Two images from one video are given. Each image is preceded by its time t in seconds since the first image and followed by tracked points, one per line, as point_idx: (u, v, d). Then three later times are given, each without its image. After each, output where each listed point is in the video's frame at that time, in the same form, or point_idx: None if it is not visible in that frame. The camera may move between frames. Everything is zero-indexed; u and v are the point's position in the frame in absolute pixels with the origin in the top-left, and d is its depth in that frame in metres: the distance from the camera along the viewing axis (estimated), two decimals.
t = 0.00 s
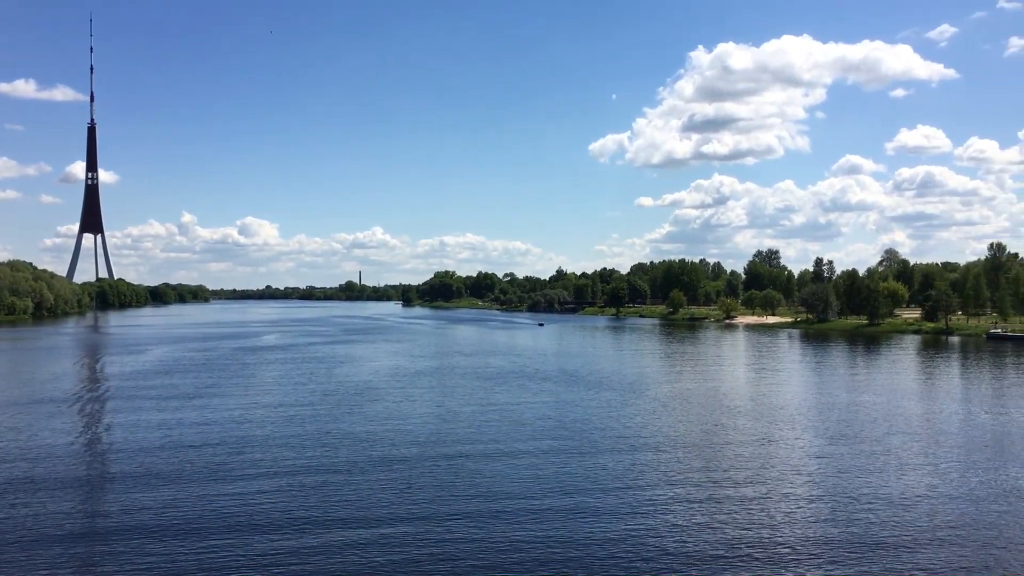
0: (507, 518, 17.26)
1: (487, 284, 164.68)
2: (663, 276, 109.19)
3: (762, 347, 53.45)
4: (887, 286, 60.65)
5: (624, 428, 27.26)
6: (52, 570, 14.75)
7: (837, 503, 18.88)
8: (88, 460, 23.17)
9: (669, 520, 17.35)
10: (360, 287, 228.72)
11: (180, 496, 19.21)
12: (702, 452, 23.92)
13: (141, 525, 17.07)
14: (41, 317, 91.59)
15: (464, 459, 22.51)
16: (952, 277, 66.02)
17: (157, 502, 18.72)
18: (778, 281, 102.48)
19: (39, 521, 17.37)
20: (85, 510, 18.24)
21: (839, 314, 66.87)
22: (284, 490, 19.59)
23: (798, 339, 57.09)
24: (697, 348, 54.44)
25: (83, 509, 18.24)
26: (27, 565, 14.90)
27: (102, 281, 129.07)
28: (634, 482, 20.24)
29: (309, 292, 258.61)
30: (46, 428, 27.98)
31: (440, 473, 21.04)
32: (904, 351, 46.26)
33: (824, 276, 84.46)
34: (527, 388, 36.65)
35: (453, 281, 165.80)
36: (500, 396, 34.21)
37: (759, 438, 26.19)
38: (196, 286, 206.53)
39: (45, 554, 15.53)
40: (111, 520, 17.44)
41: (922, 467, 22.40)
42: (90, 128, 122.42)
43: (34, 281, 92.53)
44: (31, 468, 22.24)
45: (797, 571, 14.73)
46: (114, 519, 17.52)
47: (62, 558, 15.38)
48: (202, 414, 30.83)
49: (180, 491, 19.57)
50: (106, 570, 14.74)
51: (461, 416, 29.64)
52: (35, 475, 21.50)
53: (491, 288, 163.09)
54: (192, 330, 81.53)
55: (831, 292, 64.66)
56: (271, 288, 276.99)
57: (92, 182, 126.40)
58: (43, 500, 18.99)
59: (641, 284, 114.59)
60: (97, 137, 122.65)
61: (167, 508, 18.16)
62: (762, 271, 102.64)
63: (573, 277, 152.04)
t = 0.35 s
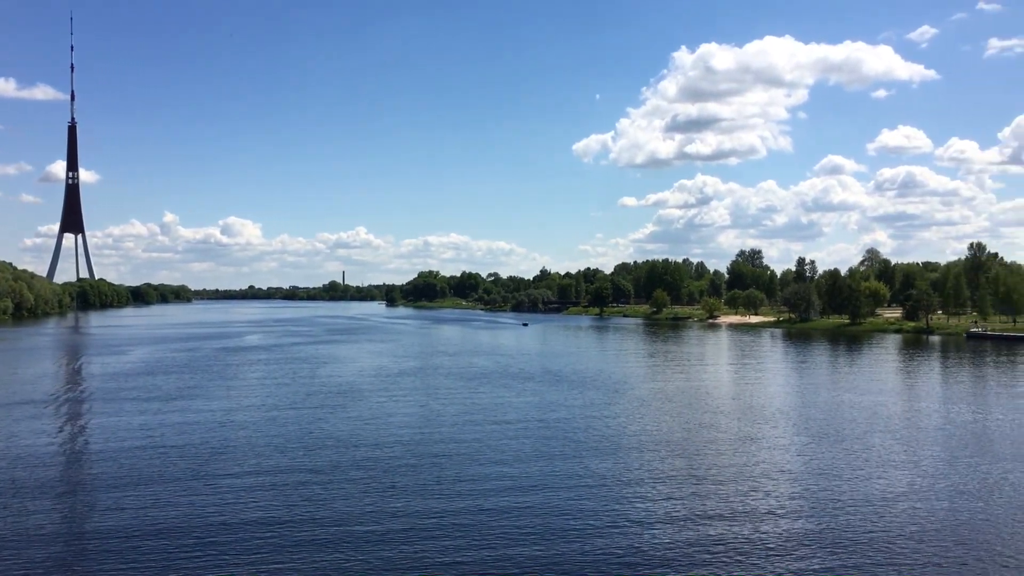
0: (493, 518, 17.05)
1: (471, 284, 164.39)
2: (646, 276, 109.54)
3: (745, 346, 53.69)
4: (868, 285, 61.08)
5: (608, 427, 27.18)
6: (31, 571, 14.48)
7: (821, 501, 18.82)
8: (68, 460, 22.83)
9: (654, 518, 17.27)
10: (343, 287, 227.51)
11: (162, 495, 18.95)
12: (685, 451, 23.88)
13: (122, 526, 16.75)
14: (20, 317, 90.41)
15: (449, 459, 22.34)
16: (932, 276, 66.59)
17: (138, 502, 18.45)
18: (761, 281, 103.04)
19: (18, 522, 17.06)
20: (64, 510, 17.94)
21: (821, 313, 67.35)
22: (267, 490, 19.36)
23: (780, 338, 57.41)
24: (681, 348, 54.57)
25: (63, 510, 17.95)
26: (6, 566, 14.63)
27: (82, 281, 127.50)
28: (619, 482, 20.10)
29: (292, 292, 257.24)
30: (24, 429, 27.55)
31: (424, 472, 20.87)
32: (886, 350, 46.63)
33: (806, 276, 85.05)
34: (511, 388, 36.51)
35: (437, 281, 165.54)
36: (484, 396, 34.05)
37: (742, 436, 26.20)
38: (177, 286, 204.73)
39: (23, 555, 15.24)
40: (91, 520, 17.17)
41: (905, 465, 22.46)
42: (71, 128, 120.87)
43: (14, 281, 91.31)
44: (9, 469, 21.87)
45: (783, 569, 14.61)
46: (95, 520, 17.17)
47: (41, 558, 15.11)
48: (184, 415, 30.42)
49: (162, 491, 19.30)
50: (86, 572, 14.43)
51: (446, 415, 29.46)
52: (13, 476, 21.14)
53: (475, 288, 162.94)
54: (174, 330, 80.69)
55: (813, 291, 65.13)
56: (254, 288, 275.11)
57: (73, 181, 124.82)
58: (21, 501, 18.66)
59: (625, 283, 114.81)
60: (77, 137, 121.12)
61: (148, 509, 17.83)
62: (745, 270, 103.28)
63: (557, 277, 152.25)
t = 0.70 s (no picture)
0: (477, 517, 16.90)
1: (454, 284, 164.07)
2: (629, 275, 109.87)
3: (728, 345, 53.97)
4: (848, 284, 61.58)
5: (591, 426, 27.20)
6: (9, 572, 14.22)
7: (800, 499, 18.89)
8: (48, 461, 22.50)
9: (638, 516, 17.19)
10: (326, 287, 226.18)
11: (143, 495, 18.68)
12: (668, 450, 23.84)
13: (103, 526, 16.49)
14: None
15: (432, 458, 22.18)
16: (911, 276, 67.24)
17: (119, 502, 18.18)
18: (743, 281, 103.61)
19: None
20: (44, 510, 17.67)
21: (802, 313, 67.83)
22: (249, 489, 19.13)
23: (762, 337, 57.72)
24: (664, 347, 54.71)
25: (41, 510, 17.66)
26: None
27: (62, 281, 125.88)
28: (601, 480, 20.04)
29: (275, 292, 255.64)
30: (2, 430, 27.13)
31: (407, 471, 20.69)
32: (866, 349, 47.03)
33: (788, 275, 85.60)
34: (494, 388, 36.38)
35: (420, 281, 165.16)
36: (467, 396, 33.91)
37: (724, 435, 26.26)
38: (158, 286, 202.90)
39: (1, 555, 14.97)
40: (71, 520, 16.91)
41: (882, 462, 22.66)
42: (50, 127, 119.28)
43: None
44: None
45: (764, 567, 14.59)
46: (75, 520, 16.91)
47: (19, 558, 14.85)
48: (166, 414, 30.07)
49: (143, 491, 19.04)
50: (66, 572, 14.17)
51: (429, 415, 29.28)
52: None
53: (458, 288, 162.73)
54: (155, 330, 79.96)
55: (794, 291, 65.59)
56: (236, 288, 272.32)
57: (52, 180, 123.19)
58: None
59: (608, 283, 115.11)
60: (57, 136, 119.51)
61: (130, 510, 17.55)
62: (727, 270, 103.85)
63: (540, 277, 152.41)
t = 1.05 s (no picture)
0: (462, 516, 16.69)
1: (437, 283, 163.58)
2: (612, 275, 110.06)
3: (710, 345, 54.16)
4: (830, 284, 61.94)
5: (574, 426, 27.10)
6: None
7: (783, 498, 18.85)
8: (26, 461, 22.13)
9: (621, 514, 17.09)
10: (308, 287, 224.75)
11: (123, 495, 18.42)
12: (652, 449, 23.74)
13: (83, 527, 16.18)
14: None
15: (415, 457, 22.01)
16: (892, 276, 67.76)
17: (99, 502, 17.92)
18: (725, 281, 104.06)
19: None
20: (22, 511, 17.36)
21: (784, 312, 68.24)
22: (231, 489, 18.88)
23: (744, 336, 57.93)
24: (647, 347, 54.79)
25: (19, 511, 17.36)
26: None
27: (40, 281, 124.10)
28: (584, 479, 19.95)
29: (257, 292, 253.76)
30: None
31: (390, 471, 20.48)
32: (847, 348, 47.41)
33: (770, 275, 86.08)
34: (477, 387, 36.19)
35: (403, 281, 164.61)
36: (450, 395, 33.71)
37: (707, 434, 26.24)
38: (138, 286, 200.68)
39: None
40: (49, 521, 16.61)
41: (863, 461, 22.72)
42: (29, 125, 117.56)
43: None
44: None
45: (748, 566, 14.48)
46: (55, 520, 16.63)
47: None
48: (147, 415, 29.67)
49: (124, 491, 18.78)
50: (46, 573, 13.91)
51: (412, 414, 29.07)
52: None
53: (441, 287, 162.38)
54: (136, 330, 79.04)
55: (776, 290, 65.98)
56: (217, 287, 269.90)
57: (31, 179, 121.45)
58: None
59: (591, 283, 115.41)
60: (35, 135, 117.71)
61: (111, 510, 17.24)
62: (709, 270, 104.33)
63: (524, 276, 152.30)
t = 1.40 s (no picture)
0: (447, 514, 16.68)
1: (423, 283, 163.20)
2: (598, 275, 110.21)
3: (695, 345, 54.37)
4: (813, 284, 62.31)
5: (560, 425, 27.01)
6: None
7: (768, 497, 18.77)
8: (7, 461, 21.88)
9: (607, 512, 17.10)
10: (293, 287, 223.46)
11: (107, 495, 18.27)
12: (637, 449, 23.72)
13: (65, 528, 15.96)
14: None
15: (401, 456, 21.92)
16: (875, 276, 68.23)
17: (82, 501, 17.75)
18: (710, 281, 104.52)
19: None
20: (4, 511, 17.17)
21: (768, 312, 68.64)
22: (215, 488, 18.76)
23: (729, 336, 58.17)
24: (633, 346, 54.88)
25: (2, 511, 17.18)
26: None
27: (22, 281, 122.58)
28: (570, 478, 19.92)
29: (241, 292, 251.99)
30: None
31: (376, 469, 20.39)
32: (830, 348, 47.76)
33: (755, 275, 86.52)
34: (463, 387, 36.06)
35: (388, 280, 164.03)
36: (435, 395, 33.56)
37: (692, 433, 26.27)
38: (120, 286, 198.66)
39: None
40: (32, 521, 16.43)
41: (846, 460, 22.77)
42: (11, 123, 116.12)
43: None
44: None
45: (734, 566, 14.34)
46: (38, 520, 16.47)
47: None
48: (130, 415, 29.38)
49: (108, 490, 18.63)
50: (29, 572, 13.78)
51: (397, 414, 28.91)
52: None
53: (427, 288, 161.97)
54: (120, 330, 78.25)
55: (760, 290, 66.37)
56: (201, 286, 267.67)
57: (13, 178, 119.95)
58: None
59: (577, 283, 115.53)
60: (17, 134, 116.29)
61: (93, 511, 17.00)
62: (695, 270, 104.75)
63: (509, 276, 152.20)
